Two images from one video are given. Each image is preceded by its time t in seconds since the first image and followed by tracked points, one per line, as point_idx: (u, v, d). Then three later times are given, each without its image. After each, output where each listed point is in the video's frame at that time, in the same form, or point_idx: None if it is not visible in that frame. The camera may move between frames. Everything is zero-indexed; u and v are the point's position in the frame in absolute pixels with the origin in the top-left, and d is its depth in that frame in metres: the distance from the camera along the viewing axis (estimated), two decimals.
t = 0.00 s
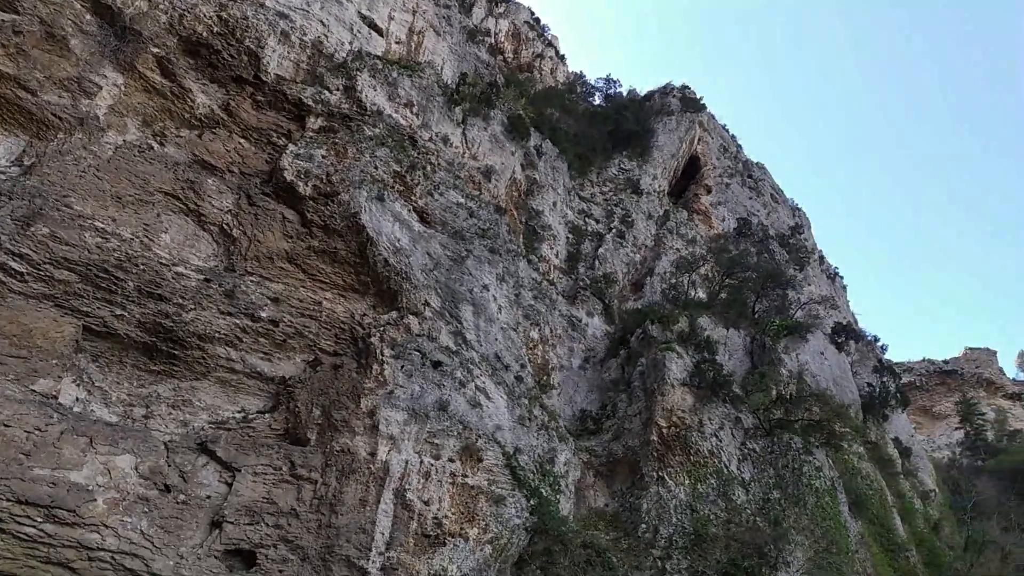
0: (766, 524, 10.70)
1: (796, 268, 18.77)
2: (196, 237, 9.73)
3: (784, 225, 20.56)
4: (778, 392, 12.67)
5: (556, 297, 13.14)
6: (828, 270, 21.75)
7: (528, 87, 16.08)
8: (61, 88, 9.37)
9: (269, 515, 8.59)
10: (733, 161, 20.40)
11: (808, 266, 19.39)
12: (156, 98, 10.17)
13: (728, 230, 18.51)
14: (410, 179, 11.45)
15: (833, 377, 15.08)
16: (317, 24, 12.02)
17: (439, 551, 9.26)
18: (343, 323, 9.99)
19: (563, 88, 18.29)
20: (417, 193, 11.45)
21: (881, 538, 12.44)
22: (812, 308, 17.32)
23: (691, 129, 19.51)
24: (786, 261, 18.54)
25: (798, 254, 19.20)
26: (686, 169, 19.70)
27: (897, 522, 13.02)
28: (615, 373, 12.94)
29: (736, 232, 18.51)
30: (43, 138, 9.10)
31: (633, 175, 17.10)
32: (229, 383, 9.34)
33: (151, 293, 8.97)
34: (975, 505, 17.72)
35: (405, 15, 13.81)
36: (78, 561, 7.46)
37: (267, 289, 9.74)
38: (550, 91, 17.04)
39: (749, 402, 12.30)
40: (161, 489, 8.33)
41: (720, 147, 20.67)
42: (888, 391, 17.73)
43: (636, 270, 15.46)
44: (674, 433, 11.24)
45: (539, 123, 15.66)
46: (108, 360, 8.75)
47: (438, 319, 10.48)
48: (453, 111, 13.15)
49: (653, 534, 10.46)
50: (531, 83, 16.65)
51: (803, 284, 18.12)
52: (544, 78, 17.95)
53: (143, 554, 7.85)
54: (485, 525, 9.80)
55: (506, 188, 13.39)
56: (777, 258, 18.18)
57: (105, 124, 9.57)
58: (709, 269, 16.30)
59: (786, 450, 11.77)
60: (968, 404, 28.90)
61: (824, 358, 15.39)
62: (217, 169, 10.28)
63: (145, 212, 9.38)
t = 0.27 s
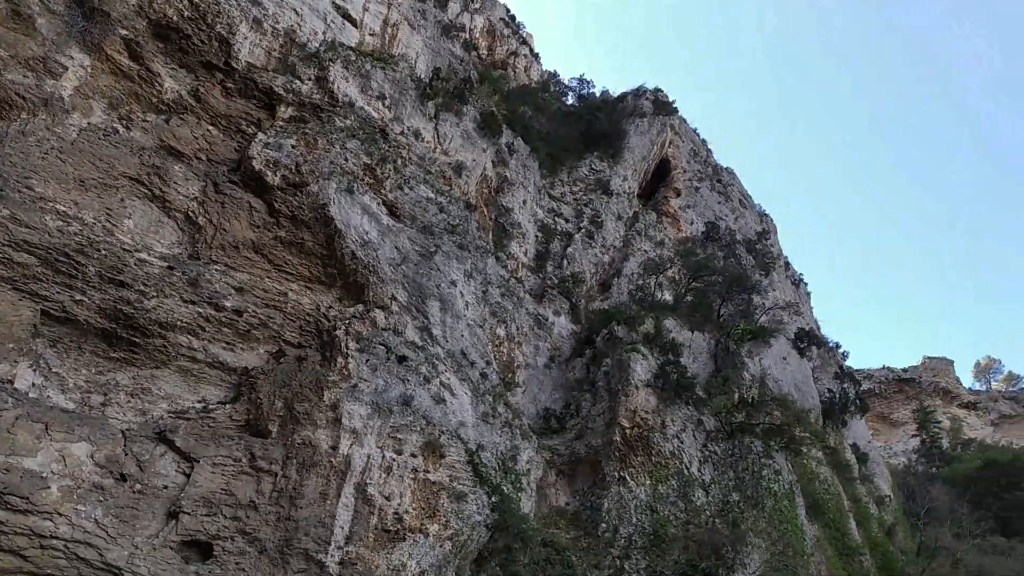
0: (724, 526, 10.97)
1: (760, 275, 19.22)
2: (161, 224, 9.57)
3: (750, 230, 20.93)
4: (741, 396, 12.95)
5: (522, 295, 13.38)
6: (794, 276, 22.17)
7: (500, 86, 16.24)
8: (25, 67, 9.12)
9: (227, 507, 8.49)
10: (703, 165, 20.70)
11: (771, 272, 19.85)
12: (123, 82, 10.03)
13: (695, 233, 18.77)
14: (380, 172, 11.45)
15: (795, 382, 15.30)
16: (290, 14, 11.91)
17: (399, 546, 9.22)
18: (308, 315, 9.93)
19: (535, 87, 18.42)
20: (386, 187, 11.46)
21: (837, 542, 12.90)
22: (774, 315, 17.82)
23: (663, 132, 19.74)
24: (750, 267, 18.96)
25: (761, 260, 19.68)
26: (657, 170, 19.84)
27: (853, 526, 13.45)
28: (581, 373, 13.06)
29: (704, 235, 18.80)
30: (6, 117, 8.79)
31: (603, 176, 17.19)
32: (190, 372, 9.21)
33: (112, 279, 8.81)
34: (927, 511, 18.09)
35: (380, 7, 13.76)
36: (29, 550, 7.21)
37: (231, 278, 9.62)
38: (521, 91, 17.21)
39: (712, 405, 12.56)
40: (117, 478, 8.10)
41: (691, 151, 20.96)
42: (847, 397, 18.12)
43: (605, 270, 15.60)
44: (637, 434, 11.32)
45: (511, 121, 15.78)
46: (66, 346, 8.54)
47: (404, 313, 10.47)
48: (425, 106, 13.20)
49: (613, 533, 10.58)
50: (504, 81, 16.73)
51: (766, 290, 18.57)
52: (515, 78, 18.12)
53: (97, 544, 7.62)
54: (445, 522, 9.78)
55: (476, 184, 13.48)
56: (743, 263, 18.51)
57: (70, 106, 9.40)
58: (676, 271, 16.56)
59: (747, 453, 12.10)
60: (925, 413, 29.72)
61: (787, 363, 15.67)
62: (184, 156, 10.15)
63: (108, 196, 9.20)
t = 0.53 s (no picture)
0: (685, 524, 11.05)
1: (729, 274, 19.45)
2: (126, 206, 9.43)
3: (719, 230, 21.21)
4: (703, 394, 13.32)
5: (491, 288, 13.48)
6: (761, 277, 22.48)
7: (475, 77, 16.35)
8: None
9: (185, 494, 8.41)
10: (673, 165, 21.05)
11: (739, 272, 20.15)
12: (91, 59, 9.87)
13: (665, 231, 18.90)
14: (351, 160, 11.42)
15: (758, 382, 15.51)
16: None
17: (359, 537, 9.19)
18: (273, 302, 9.81)
19: (509, 81, 18.50)
20: (357, 175, 11.43)
21: (794, 541, 13.05)
22: (740, 314, 18.08)
23: (635, 129, 19.89)
24: (718, 266, 18.88)
25: (730, 261, 19.86)
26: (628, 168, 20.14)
27: (810, 525, 13.58)
28: (546, 368, 12.97)
29: (673, 234, 18.88)
30: None
31: (574, 172, 17.52)
32: (152, 356, 8.93)
33: (74, 260, 8.51)
34: (883, 512, 18.48)
35: None
36: None
37: (196, 263, 9.46)
38: (495, 83, 17.30)
39: (676, 403, 12.81)
40: (74, 462, 7.96)
41: (662, 151, 21.30)
42: (808, 398, 18.45)
43: (573, 266, 15.78)
44: (601, 430, 11.46)
45: (484, 113, 15.93)
46: (24, 328, 8.17)
47: (371, 304, 10.42)
48: (399, 96, 13.24)
49: (574, 528, 10.72)
50: (479, 74, 16.82)
51: (734, 290, 18.82)
52: (491, 71, 18.12)
53: (51, 528, 7.49)
54: (407, 513, 9.79)
55: (447, 175, 13.58)
56: (712, 262, 18.65)
57: (34, 82, 9.21)
58: (645, 270, 16.62)
59: (707, 451, 12.24)
60: (883, 418, 30.50)
61: (750, 363, 15.93)
62: (151, 137, 10.02)
63: (72, 175, 9.01)
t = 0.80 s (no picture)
0: (648, 515, 11.21)
1: (699, 268, 19.63)
2: (92, 181, 9.26)
3: (691, 224, 21.48)
4: (670, 387, 13.72)
5: (462, 276, 13.50)
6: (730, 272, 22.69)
7: (452, 63, 16.44)
8: None
9: (146, 475, 8.29)
10: (646, 157, 21.36)
11: (709, 267, 20.34)
12: (60, 32, 9.74)
13: (637, 224, 19.17)
14: (323, 143, 11.42)
15: (725, 376, 15.81)
16: None
17: (323, 521, 9.12)
18: (241, 284, 9.69)
19: (486, 67, 18.54)
20: (329, 158, 11.42)
21: (755, 535, 13.23)
22: (710, 308, 18.31)
23: (610, 121, 20.24)
24: (689, 260, 19.27)
25: (700, 255, 20.09)
26: (601, 160, 20.31)
27: (770, 518, 13.76)
28: (514, 356, 13.12)
29: (645, 226, 19.18)
30: None
31: (548, 162, 17.81)
32: (116, 335, 8.79)
33: (37, 236, 8.34)
34: (842, 507, 18.87)
35: None
36: None
37: (163, 242, 9.33)
38: (472, 69, 17.42)
39: (643, 396, 13.06)
40: (33, 440, 7.81)
41: (637, 144, 21.56)
42: (773, 393, 18.71)
43: (544, 256, 15.92)
44: (568, 420, 11.53)
45: (460, 100, 16.08)
46: None
47: (340, 288, 10.39)
48: (373, 79, 13.22)
49: (538, 517, 10.78)
50: (455, 59, 16.84)
51: (704, 284, 19.04)
52: (469, 57, 18.25)
53: (9, 507, 7.33)
54: (371, 499, 9.75)
55: (421, 160, 13.64)
56: (682, 256, 18.87)
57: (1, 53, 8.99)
58: (616, 262, 16.77)
59: (672, 443, 12.55)
60: (844, 412, 31.21)
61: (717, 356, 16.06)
62: (120, 112, 9.89)
63: (37, 149, 8.82)
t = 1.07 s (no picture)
0: (614, 501, 11.41)
1: (671, 257, 19.70)
2: (60, 153, 9.08)
3: (664, 212, 21.83)
4: (641, 373, 13.87)
5: (434, 259, 13.65)
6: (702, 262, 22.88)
7: (429, 45, 16.59)
8: None
9: (111, 451, 8.05)
10: (622, 144, 21.67)
11: (682, 256, 20.53)
12: None
13: (610, 211, 19.41)
14: (298, 121, 11.43)
15: (694, 365, 16.03)
16: None
17: (289, 501, 9.07)
18: (211, 260, 9.55)
19: (464, 49, 18.56)
20: (303, 137, 11.42)
21: (720, 523, 13.48)
22: (682, 297, 18.54)
23: (586, 108, 20.60)
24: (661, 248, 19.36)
25: (673, 244, 20.24)
26: (578, 147, 20.71)
27: (735, 505, 14.06)
28: (485, 341, 13.43)
29: (619, 214, 19.33)
30: None
31: (524, 147, 18.00)
32: (81, 310, 8.57)
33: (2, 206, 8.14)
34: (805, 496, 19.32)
35: None
36: None
37: (132, 216, 9.15)
38: (451, 51, 17.57)
39: (613, 382, 13.17)
40: None
41: (613, 131, 21.88)
42: (741, 382, 18.86)
43: (518, 240, 16.30)
44: (537, 405, 11.74)
45: (436, 82, 16.21)
46: None
47: (312, 268, 10.39)
48: (349, 58, 13.30)
49: (506, 501, 10.95)
50: (433, 42, 16.97)
51: (676, 273, 19.30)
52: (448, 40, 18.40)
53: None
54: (339, 480, 9.75)
55: (396, 141, 13.69)
56: (655, 245, 19.06)
57: None
58: (590, 248, 17.10)
59: (641, 431, 12.71)
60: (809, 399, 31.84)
61: (688, 345, 16.38)
62: (89, 83, 9.71)
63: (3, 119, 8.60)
